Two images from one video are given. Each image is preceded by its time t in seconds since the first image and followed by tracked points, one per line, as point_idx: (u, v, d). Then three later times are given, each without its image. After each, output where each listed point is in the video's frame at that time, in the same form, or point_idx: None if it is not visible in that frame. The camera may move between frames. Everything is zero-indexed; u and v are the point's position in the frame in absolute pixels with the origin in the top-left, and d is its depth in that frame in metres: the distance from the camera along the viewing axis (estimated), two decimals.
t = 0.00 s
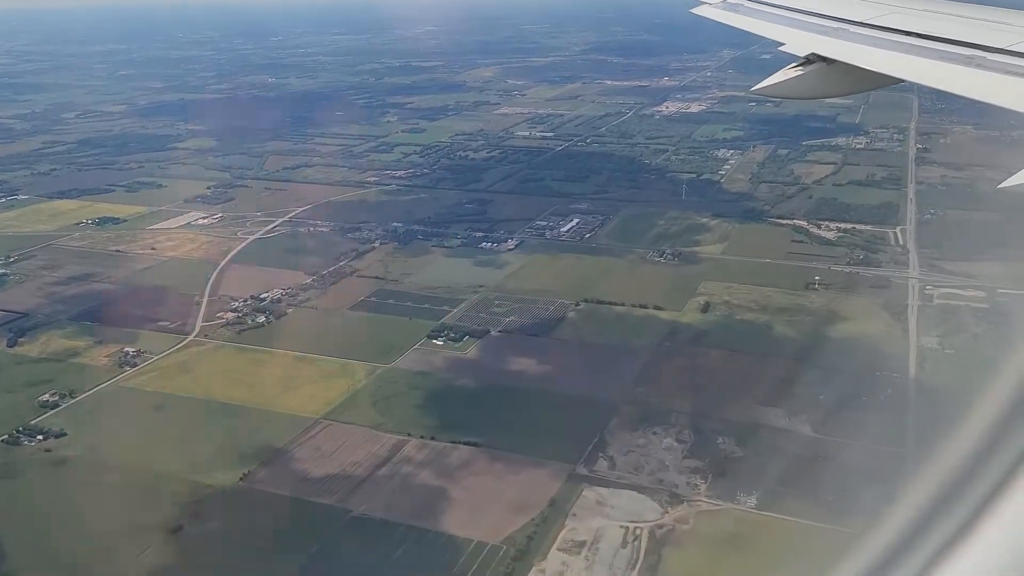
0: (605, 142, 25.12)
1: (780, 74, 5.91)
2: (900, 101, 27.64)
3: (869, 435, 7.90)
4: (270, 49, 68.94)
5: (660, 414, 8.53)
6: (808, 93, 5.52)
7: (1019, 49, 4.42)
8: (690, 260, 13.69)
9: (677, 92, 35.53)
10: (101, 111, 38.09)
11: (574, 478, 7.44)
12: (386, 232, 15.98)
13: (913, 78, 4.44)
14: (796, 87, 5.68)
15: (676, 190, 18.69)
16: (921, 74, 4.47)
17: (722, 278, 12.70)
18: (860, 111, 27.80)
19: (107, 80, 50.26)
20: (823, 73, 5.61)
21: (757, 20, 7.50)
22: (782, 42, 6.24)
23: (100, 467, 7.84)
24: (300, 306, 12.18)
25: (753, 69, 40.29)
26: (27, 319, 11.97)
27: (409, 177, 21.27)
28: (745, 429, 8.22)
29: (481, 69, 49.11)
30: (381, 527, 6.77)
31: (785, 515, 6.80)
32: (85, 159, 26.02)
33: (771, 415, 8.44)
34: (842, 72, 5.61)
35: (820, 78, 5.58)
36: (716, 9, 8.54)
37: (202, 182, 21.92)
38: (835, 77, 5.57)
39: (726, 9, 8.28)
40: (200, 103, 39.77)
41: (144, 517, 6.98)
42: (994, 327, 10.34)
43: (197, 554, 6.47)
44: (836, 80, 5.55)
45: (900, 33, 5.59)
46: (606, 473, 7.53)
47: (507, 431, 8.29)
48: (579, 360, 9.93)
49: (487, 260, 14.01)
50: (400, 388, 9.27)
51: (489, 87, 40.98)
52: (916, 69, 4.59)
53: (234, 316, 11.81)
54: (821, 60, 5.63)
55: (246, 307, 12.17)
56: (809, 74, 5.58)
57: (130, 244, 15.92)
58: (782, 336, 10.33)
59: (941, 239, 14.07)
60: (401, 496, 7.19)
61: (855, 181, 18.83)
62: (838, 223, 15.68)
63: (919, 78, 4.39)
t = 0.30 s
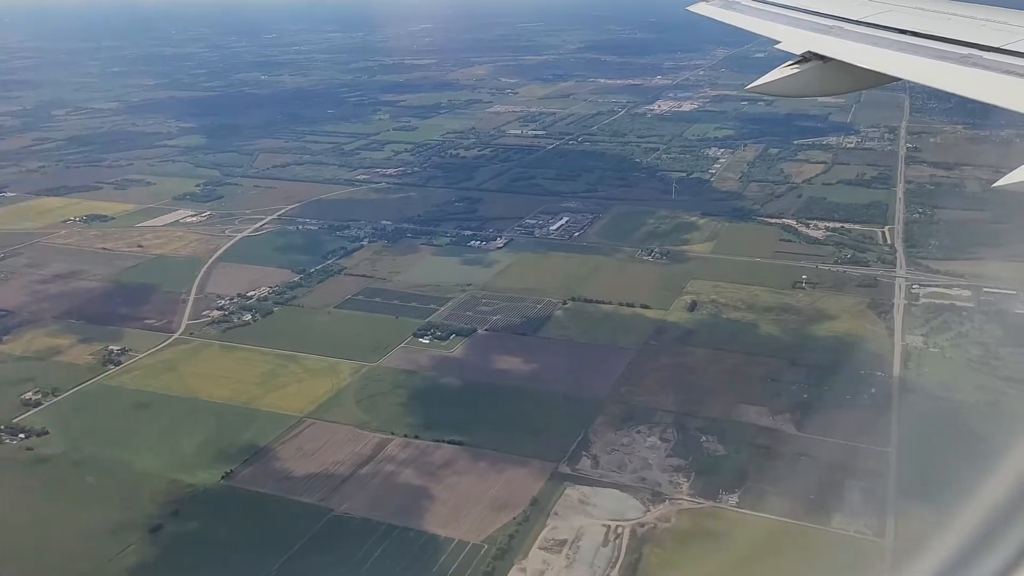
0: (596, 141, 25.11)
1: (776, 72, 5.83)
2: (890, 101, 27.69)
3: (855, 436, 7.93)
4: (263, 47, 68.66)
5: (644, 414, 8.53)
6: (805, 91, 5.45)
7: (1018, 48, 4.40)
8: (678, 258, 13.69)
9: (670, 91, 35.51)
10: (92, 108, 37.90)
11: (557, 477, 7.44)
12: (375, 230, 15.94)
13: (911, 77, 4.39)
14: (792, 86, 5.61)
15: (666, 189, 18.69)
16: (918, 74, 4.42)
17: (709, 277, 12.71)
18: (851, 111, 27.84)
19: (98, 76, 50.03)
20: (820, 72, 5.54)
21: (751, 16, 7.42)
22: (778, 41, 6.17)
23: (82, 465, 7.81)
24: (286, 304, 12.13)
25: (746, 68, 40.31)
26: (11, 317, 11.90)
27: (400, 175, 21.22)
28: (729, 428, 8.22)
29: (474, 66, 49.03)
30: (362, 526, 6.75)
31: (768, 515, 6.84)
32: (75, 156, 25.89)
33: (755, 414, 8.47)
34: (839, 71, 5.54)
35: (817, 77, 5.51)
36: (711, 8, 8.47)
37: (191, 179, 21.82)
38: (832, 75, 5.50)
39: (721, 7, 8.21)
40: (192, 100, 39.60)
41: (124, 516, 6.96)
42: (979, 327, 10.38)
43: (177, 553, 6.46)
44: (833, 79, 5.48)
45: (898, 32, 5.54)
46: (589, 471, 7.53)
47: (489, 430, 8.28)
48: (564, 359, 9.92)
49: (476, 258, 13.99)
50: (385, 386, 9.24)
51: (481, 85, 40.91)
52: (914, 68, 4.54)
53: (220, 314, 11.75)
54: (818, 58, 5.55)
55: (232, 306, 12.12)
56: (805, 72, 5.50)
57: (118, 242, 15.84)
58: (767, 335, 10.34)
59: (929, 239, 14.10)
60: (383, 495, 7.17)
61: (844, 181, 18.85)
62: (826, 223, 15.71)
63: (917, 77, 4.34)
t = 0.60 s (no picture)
0: (590, 119, 24.97)
1: (777, 49, 5.79)
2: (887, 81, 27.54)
3: (839, 416, 7.99)
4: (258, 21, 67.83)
5: (630, 393, 8.56)
6: (806, 68, 5.42)
7: (1018, 25, 4.41)
8: (669, 237, 13.67)
9: (667, 69, 35.25)
10: (84, 81, 37.51)
11: (541, 455, 7.48)
12: (366, 207, 15.87)
13: (911, 55, 4.40)
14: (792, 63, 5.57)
15: (659, 167, 18.63)
16: (918, 51, 4.42)
17: (699, 257, 12.70)
18: (848, 90, 27.67)
19: (91, 50, 49.47)
20: (821, 49, 5.51)
21: None
22: (778, 17, 6.11)
23: (69, 440, 7.83)
24: (275, 281, 12.11)
25: (743, 45, 40.00)
26: None
27: (392, 152, 21.09)
28: (713, 407, 8.25)
29: (471, 42, 48.57)
30: (346, 502, 6.80)
31: (750, 493, 6.91)
32: (66, 130, 25.66)
33: (739, 393, 8.50)
34: (839, 48, 5.50)
35: (817, 54, 5.47)
36: None
37: (183, 155, 21.67)
38: (833, 52, 5.46)
39: None
40: (185, 74, 39.21)
41: (109, 491, 6.98)
42: (966, 307, 10.42)
43: (162, 528, 6.49)
44: (834, 56, 5.45)
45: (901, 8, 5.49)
46: (573, 449, 7.57)
47: (475, 408, 8.30)
48: (552, 338, 9.93)
49: (466, 236, 13.96)
50: (372, 364, 9.25)
51: (477, 62, 40.56)
52: (914, 45, 4.54)
53: (209, 290, 11.74)
54: (819, 34, 5.52)
55: (222, 282, 12.08)
56: (806, 49, 5.46)
57: (108, 217, 15.75)
58: (755, 315, 10.36)
59: (920, 219, 14.09)
60: (368, 472, 7.20)
61: (838, 160, 18.79)
62: (818, 202, 15.68)
63: (918, 55, 4.34)
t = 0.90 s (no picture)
0: (588, 79, 24.65)
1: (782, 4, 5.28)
2: (890, 41, 27.11)
3: (826, 380, 8.02)
4: None
5: (618, 355, 8.58)
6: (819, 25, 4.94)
7: None
8: (663, 200, 13.60)
9: (667, 28, 34.67)
10: (75, 37, 36.91)
11: (528, 417, 7.52)
12: (359, 168, 15.75)
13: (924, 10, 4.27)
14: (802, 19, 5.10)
15: (655, 129, 18.44)
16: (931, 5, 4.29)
17: (692, 219, 12.64)
18: (850, 50, 27.27)
19: (84, 5, 48.56)
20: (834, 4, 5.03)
21: None
22: None
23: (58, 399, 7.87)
24: (267, 242, 12.06)
25: (746, 5, 39.28)
26: None
27: (387, 111, 20.87)
28: (701, 371, 8.27)
29: None
30: (333, 462, 6.85)
31: (735, 455, 6.96)
32: (57, 88, 25.32)
33: (727, 356, 8.52)
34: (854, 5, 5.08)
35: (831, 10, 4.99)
36: None
37: (176, 113, 21.43)
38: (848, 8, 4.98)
39: None
40: (178, 31, 38.58)
41: (99, 449, 7.04)
42: (958, 272, 10.41)
43: (149, 486, 6.55)
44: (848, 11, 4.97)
45: None
46: (559, 411, 7.62)
47: (463, 370, 8.33)
48: (542, 300, 9.93)
49: (459, 198, 13.87)
50: (361, 325, 9.26)
51: (474, 19, 39.84)
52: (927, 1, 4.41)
53: (200, 251, 11.70)
54: None
55: (213, 242, 12.03)
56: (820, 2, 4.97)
57: (100, 176, 15.63)
58: (746, 278, 10.34)
59: (916, 183, 13.98)
60: (355, 432, 7.26)
61: (836, 122, 18.60)
62: (815, 165, 15.56)
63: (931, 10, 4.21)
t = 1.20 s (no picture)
0: (586, 70, 24.55)
1: None
2: (890, 33, 26.98)
3: (816, 373, 8.01)
4: None
5: (608, 347, 8.58)
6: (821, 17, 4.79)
7: None
8: (657, 192, 13.57)
9: (667, 18, 34.48)
10: (73, 25, 36.71)
11: (516, 408, 7.53)
12: (354, 158, 15.71)
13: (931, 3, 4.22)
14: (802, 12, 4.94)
15: (652, 120, 18.39)
16: None
17: (686, 211, 12.61)
18: (849, 41, 27.14)
19: None
20: None
21: None
22: None
23: (46, 388, 7.87)
24: (259, 232, 12.03)
25: None
26: None
27: (383, 101, 20.79)
28: (691, 362, 8.27)
29: None
30: (320, 452, 6.85)
31: (723, 447, 6.95)
32: (53, 76, 25.20)
33: (717, 348, 8.52)
34: None
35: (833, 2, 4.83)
36: None
37: (171, 102, 21.34)
38: None
39: None
40: (176, 19, 38.36)
41: (85, 439, 7.04)
42: (951, 265, 10.39)
43: (135, 475, 6.56)
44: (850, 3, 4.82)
45: None
46: (548, 403, 7.62)
47: (452, 361, 8.32)
48: (533, 292, 9.92)
49: (453, 189, 13.84)
50: (352, 316, 9.25)
51: (473, 9, 39.63)
52: None
53: (192, 240, 11.67)
54: None
55: (205, 232, 12.01)
56: None
57: (94, 165, 15.59)
58: (738, 270, 10.33)
59: (912, 176, 13.95)
60: (343, 422, 7.26)
61: (833, 114, 18.54)
62: (811, 157, 15.52)
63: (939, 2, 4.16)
